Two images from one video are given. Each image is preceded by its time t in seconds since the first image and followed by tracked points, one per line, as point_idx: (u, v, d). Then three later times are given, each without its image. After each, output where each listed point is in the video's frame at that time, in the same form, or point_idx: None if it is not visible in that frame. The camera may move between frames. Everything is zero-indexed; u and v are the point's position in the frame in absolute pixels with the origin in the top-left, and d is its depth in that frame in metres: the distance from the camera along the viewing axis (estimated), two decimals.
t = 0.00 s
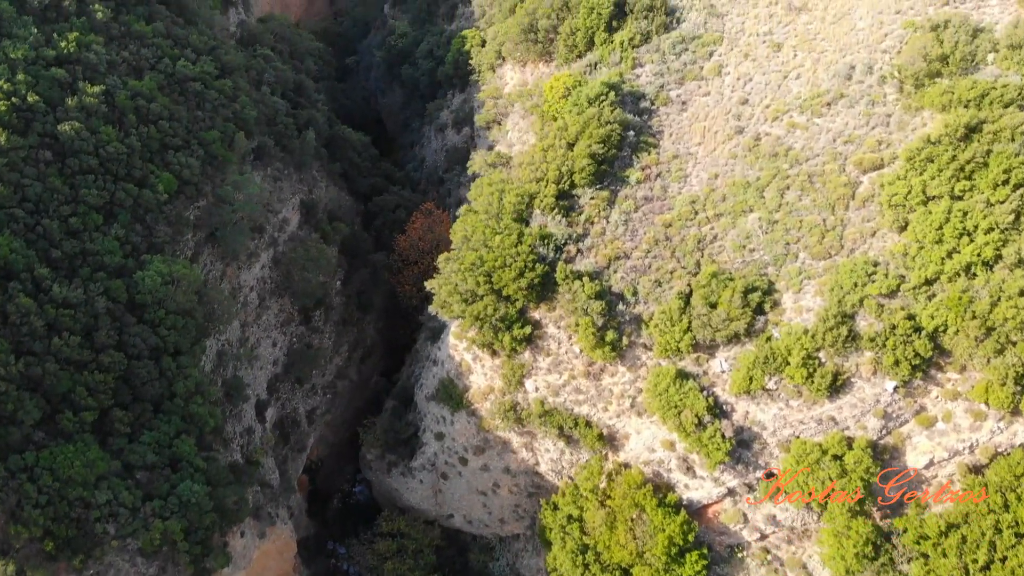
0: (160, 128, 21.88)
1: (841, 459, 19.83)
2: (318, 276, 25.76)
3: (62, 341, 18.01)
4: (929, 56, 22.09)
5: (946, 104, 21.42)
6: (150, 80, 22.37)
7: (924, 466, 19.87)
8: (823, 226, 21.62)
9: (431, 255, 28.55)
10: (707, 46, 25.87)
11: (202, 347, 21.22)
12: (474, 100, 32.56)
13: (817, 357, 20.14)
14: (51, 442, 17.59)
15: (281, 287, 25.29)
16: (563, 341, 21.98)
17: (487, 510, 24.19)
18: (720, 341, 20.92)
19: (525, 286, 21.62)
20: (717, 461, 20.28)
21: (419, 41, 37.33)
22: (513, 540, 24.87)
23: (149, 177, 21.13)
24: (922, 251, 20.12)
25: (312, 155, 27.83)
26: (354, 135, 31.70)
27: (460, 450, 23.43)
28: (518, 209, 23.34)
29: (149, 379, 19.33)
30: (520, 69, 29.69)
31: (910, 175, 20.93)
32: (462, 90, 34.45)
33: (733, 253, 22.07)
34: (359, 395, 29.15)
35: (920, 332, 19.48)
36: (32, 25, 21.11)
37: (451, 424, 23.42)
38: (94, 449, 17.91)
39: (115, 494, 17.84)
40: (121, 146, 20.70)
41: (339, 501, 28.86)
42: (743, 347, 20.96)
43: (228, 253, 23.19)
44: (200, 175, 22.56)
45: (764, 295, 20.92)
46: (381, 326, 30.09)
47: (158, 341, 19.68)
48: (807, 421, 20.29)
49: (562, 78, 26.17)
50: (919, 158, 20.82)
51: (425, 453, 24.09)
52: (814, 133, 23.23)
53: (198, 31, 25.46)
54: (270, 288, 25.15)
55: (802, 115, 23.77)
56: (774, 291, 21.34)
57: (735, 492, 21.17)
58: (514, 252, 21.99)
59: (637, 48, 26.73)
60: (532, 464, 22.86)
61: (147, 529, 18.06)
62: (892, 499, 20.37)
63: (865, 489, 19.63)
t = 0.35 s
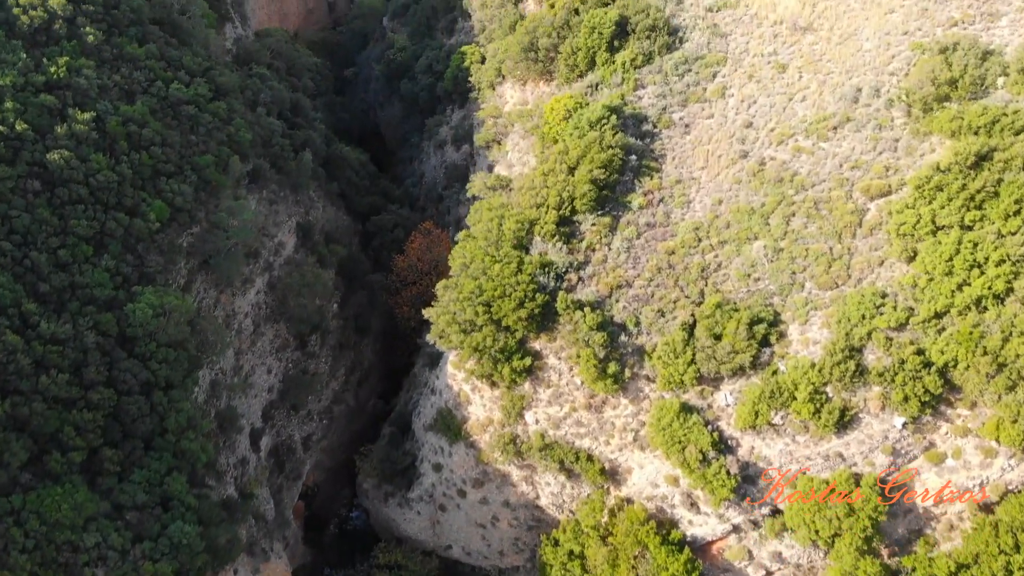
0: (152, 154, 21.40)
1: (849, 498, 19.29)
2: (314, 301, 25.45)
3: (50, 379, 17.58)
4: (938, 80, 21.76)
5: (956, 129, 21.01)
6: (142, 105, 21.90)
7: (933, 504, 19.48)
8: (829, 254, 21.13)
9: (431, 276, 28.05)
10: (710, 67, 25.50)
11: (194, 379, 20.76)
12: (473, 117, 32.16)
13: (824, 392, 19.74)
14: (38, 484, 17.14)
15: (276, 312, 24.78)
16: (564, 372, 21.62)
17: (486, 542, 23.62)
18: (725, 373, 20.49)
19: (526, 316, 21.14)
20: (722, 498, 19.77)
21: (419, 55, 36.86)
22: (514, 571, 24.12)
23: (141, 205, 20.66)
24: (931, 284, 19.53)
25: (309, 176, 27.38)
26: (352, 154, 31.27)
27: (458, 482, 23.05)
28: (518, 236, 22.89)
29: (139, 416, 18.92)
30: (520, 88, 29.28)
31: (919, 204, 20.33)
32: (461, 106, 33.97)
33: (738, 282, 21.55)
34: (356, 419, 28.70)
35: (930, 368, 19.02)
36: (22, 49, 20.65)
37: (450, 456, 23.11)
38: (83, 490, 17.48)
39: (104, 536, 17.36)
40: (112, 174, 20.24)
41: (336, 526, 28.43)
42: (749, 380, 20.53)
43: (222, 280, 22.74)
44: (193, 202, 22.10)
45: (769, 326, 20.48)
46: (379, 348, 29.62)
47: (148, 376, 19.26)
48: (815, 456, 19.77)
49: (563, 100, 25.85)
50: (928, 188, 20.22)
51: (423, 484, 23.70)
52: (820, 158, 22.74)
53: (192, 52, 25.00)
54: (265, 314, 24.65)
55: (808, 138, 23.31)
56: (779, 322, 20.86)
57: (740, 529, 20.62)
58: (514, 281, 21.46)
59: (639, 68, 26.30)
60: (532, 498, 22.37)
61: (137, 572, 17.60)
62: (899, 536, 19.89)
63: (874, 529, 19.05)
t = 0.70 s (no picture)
0: (148, 182, 20.91)
1: (859, 542, 18.74)
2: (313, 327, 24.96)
3: (40, 419, 17.12)
4: (951, 108, 21.21)
5: (970, 160, 20.46)
6: (138, 130, 21.40)
7: (945, 547, 18.88)
8: (840, 287, 20.58)
9: (432, 298, 27.49)
10: (718, 90, 25.01)
11: (189, 412, 20.30)
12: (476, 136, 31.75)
13: (834, 432, 19.24)
14: (26, 527, 16.68)
15: (274, 339, 24.32)
16: (567, 408, 21.15)
17: None
18: (733, 411, 19.98)
19: (530, 350, 20.71)
20: (729, 540, 19.30)
21: (422, 70, 36.46)
22: None
23: (136, 235, 20.17)
24: (945, 321, 19.00)
25: (309, 198, 26.91)
26: (353, 173, 30.82)
27: (458, 517, 22.62)
28: (521, 265, 22.40)
29: (132, 453, 18.47)
30: (524, 108, 28.92)
31: (932, 238, 19.78)
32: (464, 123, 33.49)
33: (746, 315, 21.01)
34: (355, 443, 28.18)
35: (944, 409, 18.52)
36: (14, 74, 20.16)
37: (449, 490, 22.68)
38: (73, 533, 17.03)
39: None
40: (105, 204, 19.76)
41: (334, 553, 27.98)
42: (757, 417, 20.01)
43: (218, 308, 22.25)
44: (189, 229, 21.62)
45: (779, 363, 20.01)
46: (380, 371, 29.08)
47: (142, 412, 18.81)
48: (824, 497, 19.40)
49: (567, 124, 25.42)
50: (942, 223, 19.66)
51: (422, 518, 23.28)
52: (831, 187, 22.20)
53: (190, 73, 24.52)
54: (262, 341, 24.16)
55: (818, 166, 22.77)
56: (789, 357, 20.36)
57: (747, 570, 20.10)
58: (516, 313, 21.09)
59: (645, 91, 25.83)
60: (534, 535, 21.89)
61: None
62: None
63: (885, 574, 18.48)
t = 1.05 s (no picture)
0: (146, 210, 20.43)
1: None
2: (314, 355, 24.46)
3: (30, 460, 16.71)
4: (970, 140, 20.54)
5: (989, 196, 19.83)
6: (137, 156, 20.91)
7: None
8: (854, 325, 19.97)
9: (436, 321, 27.07)
10: (730, 116, 24.46)
11: (186, 448, 19.85)
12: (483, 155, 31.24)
13: (848, 478, 18.69)
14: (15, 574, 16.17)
15: (274, 367, 23.84)
16: (573, 447, 20.74)
17: None
18: (744, 453, 19.47)
19: (535, 387, 20.29)
20: None
21: (430, 85, 36.05)
22: None
23: (133, 266, 19.70)
24: (963, 364, 18.33)
25: (312, 221, 26.42)
26: (358, 193, 30.36)
27: (460, 555, 22.16)
28: (527, 297, 21.82)
29: (126, 493, 18.06)
30: (531, 129, 28.43)
31: (950, 277, 19.11)
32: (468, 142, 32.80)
33: (758, 353, 20.48)
34: (357, 469, 27.65)
35: (962, 458, 17.88)
36: (11, 99, 19.70)
37: (451, 527, 22.27)
38: None
39: None
40: (102, 234, 19.29)
41: None
42: (770, 460, 19.49)
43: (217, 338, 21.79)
44: (189, 258, 21.13)
45: (792, 404, 19.47)
46: (383, 395, 28.52)
47: (137, 450, 18.39)
48: (836, 544, 18.88)
49: (575, 149, 24.99)
50: (960, 261, 18.99)
51: (422, 554, 22.81)
52: (846, 220, 21.58)
53: (191, 95, 24.05)
54: (262, 369, 23.66)
55: (832, 197, 22.15)
56: (801, 398, 19.83)
57: None
58: (520, 348, 20.65)
59: (655, 117, 25.33)
60: None
61: None
62: None
63: None
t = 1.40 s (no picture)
0: (154, 237, 20.02)
1: None
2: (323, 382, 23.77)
3: (29, 498, 16.30)
4: (1002, 180, 19.84)
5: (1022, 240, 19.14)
6: (146, 181, 20.52)
7: None
8: (878, 370, 19.28)
9: (447, 345, 26.48)
10: (753, 147, 23.85)
11: (189, 481, 19.41)
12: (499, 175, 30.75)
13: (869, 532, 18.03)
14: None
15: (282, 394, 23.35)
16: (584, 490, 20.35)
17: None
18: (761, 503, 18.89)
19: (547, 428, 19.91)
20: None
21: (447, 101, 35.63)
22: None
23: (139, 294, 19.28)
24: (990, 418, 17.45)
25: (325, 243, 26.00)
26: (372, 212, 29.91)
27: None
28: (540, 333, 21.32)
29: (126, 530, 17.65)
30: (549, 152, 28.01)
31: (978, 324, 18.36)
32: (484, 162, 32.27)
33: (778, 397, 19.77)
34: (364, 495, 27.06)
35: (987, 516, 17.04)
36: (19, 121, 19.31)
37: (457, 567, 21.93)
38: None
39: None
40: (108, 262, 18.90)
41: None
42: (788, 511, 18.88)
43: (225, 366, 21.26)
44: (197, 285, 20.70)
45: (812, 453, 18.92)
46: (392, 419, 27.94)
47: (138, 485, 17.99)
48: None
49: (594, 178, 24.43)
50: (991, 309, 18.24)
51: None
52: (871, 259, 20.95)
53: (204, 115, 23.65)
54: (269, 396, 23.18)
55: (857, 235, 21.51)
56: (822, 446, 19.16)
57: None
58: (532, 387, 20.25)
59: (676, 145, 24.76)
60: None
61: None
62: None
63: None
